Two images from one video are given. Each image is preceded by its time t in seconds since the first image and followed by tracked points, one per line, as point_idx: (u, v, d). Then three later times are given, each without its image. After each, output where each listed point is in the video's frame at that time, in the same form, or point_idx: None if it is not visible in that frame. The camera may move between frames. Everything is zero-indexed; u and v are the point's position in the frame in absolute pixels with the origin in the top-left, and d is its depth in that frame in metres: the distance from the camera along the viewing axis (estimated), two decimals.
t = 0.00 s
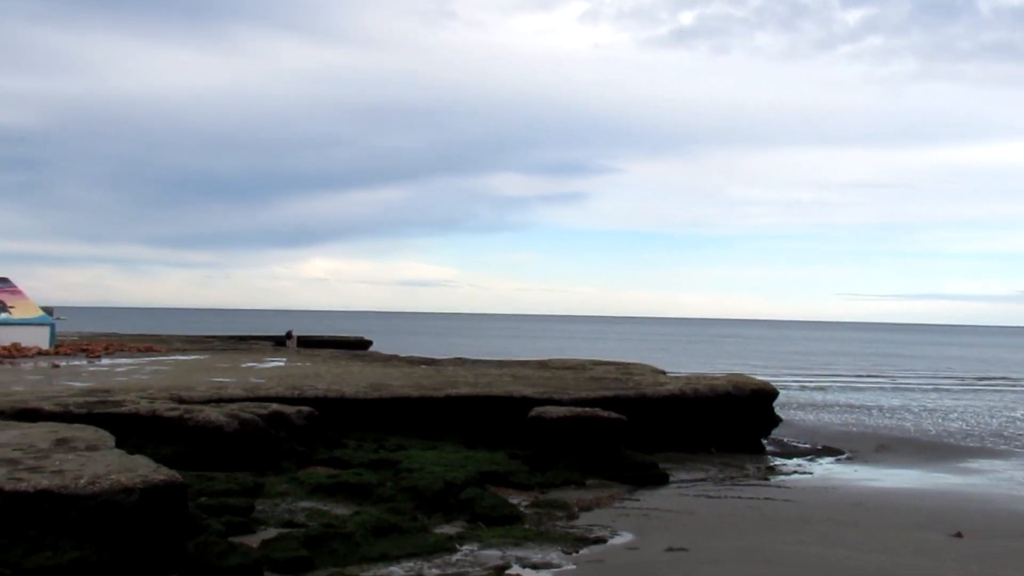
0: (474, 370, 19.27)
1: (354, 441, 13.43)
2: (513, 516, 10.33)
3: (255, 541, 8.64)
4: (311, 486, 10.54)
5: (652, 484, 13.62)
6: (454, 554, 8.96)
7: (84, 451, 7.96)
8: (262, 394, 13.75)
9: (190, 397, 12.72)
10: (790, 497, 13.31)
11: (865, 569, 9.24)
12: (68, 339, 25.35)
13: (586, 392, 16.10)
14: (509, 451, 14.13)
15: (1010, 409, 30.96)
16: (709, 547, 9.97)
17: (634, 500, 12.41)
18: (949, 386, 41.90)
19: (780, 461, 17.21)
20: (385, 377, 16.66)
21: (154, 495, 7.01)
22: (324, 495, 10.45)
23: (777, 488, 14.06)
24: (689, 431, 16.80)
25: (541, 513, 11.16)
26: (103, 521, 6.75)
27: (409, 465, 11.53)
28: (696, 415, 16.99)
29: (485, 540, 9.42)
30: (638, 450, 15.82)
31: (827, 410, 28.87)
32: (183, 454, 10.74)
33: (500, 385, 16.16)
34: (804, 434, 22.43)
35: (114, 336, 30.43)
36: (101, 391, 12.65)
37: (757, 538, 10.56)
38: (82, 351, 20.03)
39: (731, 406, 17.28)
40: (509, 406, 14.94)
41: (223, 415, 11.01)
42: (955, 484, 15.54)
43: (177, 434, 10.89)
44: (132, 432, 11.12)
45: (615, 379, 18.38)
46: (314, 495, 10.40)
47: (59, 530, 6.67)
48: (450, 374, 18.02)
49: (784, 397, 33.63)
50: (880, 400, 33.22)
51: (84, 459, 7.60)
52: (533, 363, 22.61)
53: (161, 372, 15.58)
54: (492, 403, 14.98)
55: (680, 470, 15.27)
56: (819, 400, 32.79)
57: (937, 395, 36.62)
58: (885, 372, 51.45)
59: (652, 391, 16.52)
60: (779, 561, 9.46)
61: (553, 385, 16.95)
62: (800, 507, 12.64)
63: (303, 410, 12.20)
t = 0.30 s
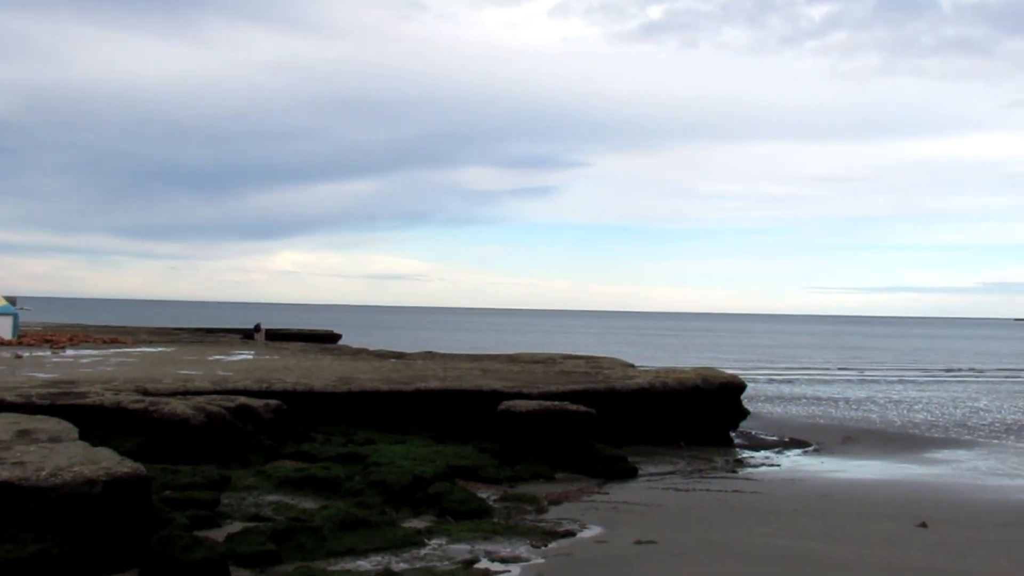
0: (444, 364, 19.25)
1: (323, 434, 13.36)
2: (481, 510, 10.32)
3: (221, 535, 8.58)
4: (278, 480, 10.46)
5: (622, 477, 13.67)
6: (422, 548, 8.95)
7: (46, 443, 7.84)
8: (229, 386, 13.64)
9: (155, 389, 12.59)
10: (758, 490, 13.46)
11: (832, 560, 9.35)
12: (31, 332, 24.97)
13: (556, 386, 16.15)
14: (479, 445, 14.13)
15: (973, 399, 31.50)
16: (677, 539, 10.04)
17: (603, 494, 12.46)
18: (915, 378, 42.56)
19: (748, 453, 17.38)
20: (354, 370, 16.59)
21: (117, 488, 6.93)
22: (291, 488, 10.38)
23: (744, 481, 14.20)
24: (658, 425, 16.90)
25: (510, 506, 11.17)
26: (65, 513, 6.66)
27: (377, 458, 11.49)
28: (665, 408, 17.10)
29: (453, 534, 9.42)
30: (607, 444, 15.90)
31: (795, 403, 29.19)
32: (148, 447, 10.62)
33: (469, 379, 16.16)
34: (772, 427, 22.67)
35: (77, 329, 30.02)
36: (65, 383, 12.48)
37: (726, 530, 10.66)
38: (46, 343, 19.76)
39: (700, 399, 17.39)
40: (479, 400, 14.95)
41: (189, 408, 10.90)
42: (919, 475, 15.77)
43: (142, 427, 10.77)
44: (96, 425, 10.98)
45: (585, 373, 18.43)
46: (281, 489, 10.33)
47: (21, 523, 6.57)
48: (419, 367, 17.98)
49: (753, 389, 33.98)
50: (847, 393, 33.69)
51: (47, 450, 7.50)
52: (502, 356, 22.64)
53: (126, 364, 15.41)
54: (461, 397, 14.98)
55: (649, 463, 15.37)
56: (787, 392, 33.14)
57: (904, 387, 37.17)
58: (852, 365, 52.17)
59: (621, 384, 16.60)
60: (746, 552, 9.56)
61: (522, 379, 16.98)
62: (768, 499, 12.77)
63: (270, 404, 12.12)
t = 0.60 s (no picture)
0: (415, 355, 19.27)
1: (292, 426, 13.35)
2: (451, 500, 10.38)
3: (189, 528, 8.57)
4: (247, 472, 10.45)
5: (592, 467, 13.79)
6: (392, 539, 8.99)
7: (13, 436, 7.80)
8: (198, 378, 13.58)
9: (123, 381, 12.51)
10: (727, 480, 13.64)
11: (800, 551, 9.52)
12: None
13: (526, 377, 16.24)
14: (449, 435, 14.18)
15: (940, 391, 32.06)
16: (646, 529, 10.16)
17: (573, 484, 12.57)
18: (883, 369, 43.20)
19: (717, 443, 17.58)
20: (324, 361, 16.57)
21: (84, 482, 6.91)
22: (261, 480, 10.38)
23: (713, 471, 14.38)
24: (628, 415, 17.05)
25: (480, 497, 11.24)
26: (32, 507, 6.63)
27: (347, 450, 11.51)
28: (635, 399, 17.25)
29: (423, 525, 9.47)
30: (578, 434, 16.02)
31: (765, 394, 29.53)
32: (115, 440, 10.56)
33: (440, 369, 16.20)
34: (742, 417, 22.93)
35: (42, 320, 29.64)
36: (30, 375, 12.37)
37: (695, 520, 10.82)
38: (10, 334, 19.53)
39: (670, 389, 17.55)
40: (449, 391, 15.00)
41: (157, 400, 10.85)
42: (887, 466, 16.05)
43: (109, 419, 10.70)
44: (63, 417, 10.90)
45: (555, 363, 18.53)
46: (250, 481, 10.32)
47: None
48: (390, 358, 18.00)
49: (723, 380, 34.32)
50: (816, 384, 34.15)
51: (14, 444, 7.45)
52: (473, 347, 22.69)
53: (93, 356, 15.29)
54: (431, 388, 15.02)
55: (619, 453, 15.52)
56: (758, 383, 33.53)
57: (871, 378, 37.70)
58: (820, 356, 52.84)
59: (591, 375, 16.72)
60: (715, 543, 9.70)
61: (492, 369, 17.04)
62: (737, 490, 12.95)
63: (239, 395, 12.09)
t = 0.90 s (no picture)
0: (382, 351, 19.29)
1: (259, 422, 13.33)
2: (418, 496, 10.45)
3: (155, 524, 8.57)
4: (213, 468, 10.44)
5: (558, 462, 13.92)
6: (360, 534, 9.05)
7: None
8: (164, 374, 13.53)
9: (88, 377, 12.44)
10: (692, 475, 13.84)
11: (763, 544, 9.72)
12: None
13: (494, 373, 16.33)
14: (417, 431, 14.23)
15: (903, 386, 32.66)
16: (612, 524, 10.31)
17: (540, 479, 12.69)
18: (848, 365, 43.86)
19: (683, 438, 17.80)
20: (291, 357, 16.55)
21: (49, 478, 6.90)
22: (228, 476, 10.38)
23: (679, 466, 14.58)
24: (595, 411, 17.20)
25: (447, 492, 11.32)
26: None
27: (314, 446, 11.54)
28: (601, 395, 17.41)
29: (390, 520, 9.53)
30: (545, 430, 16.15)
31: (731, 389, 29.89)
32: (79, 436, 10.51)
33: (407, 366, 16.25)
34: (708, 412, 23.20)
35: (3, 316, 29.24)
36: None
37: (662, 515, 10.99)
38: None
39: (636, 385, 17.75)
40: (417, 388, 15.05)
41: (122, 396, 10.81)
42: (850, 460, 16.36)
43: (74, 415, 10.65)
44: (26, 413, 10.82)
45: (523, 360, 18.64)
46: (217, 477, 10.32)
47: None
48: (358, 355, 18.02)
49: (691, 376, 34.67)
50: (782, 379, 34.60)
51: None
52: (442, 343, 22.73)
53: (56, 352, 15.15)
54: (399, 384, 15.06)
55: (586, 449, 15.68)
56: (724, 379, 33.92)
57: (836, 374, 38.27)
58: (787, 352, 53.48)
59: (558, 372, 16.86)
60: (681, 537, 9.87)
61: (460, 365, 17.11)
62: (703, 484, 13.15)
63: (205, 392, 12.06)
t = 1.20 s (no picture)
0: (345, 349, 19.22)
1: (221, 420, 13.22)
2: (382, 493, 10.44)
3: (115, 523, 8.47)
4: (174, 467, 10.34)
5: (522, 459, 13.95)
6: (322, 533, 9.02)
7: None
8: (123, 372, 13.37)
9: (44, 375, 12.25)
10: (655, 470, 14.00)
11: (724, 539, 9.86)
12: None
13: (458, 371, 16.35)
14: (380, 429, 14.22)
15: (862, 382, 33.24)
16: (574, 520, 10.38)
17: (504, 476, 12.74)
18: (808, 361, 44.49)
19: (646, 434, 17.97)
20: (252, 355, 16.44)
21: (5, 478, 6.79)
22: (189, 475, 10.28)
23: (641, 462, 14.72)
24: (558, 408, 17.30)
25: (411, 490, 11.33)
26: None
27: (277, 444, 11.47)
28: (565, 392, 17.51)
29: (353, 519, 9.52)
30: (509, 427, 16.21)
31: (693, 385, 30.19)
32: (37, 436, 10.35)
33: (370, 363, 16.22)
34: (670, 409, 23.44)
35: None
36: None
37: (625, 510, 11.10)
38: None
39: (599, 382, 17.87)
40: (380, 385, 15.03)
41: (81, 395, 10.67)
42: (811, 455, 16.63)
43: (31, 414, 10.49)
44: None
45: (486, 357, 18.69)
46: (177, 476, 10.21)
47: None
48: (321, 352, 17.93)
49: (654, 372, 34.97)
50: (744, 375, 35.04)
51: None
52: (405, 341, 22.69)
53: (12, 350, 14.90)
54: (361, 382, 15.03)
55: (550, 445, 15.77)
56: (686, 375, 34.25)
57: (798, 370, 38.81)
58: (749, 348, 54.12)
59: (522, 369, 16.93)
60: (644, 533, 9.97)
61: (423, 363, 17.11)
62: (665, 480, 13.29)
63: (166, 390, 11.94)
